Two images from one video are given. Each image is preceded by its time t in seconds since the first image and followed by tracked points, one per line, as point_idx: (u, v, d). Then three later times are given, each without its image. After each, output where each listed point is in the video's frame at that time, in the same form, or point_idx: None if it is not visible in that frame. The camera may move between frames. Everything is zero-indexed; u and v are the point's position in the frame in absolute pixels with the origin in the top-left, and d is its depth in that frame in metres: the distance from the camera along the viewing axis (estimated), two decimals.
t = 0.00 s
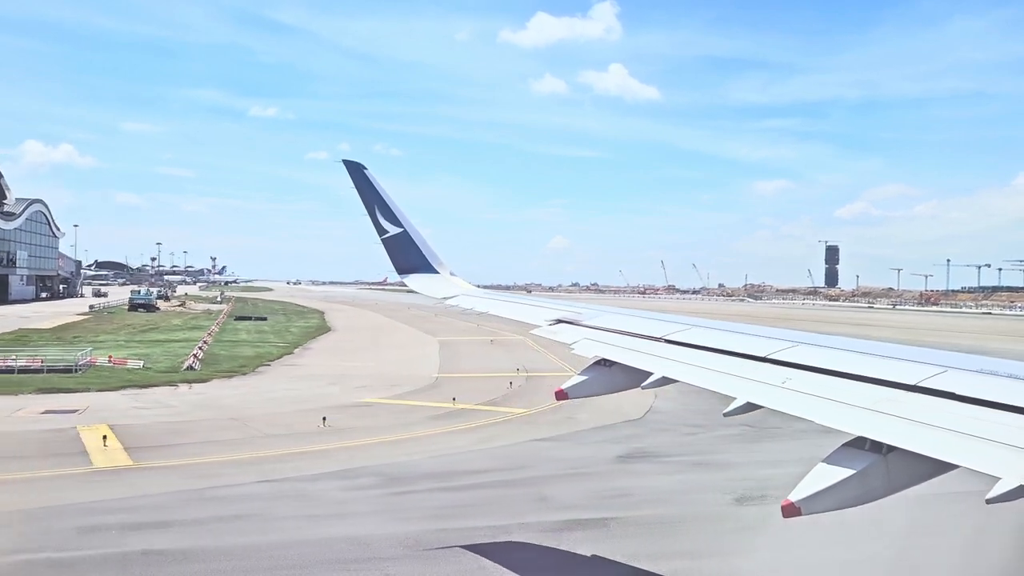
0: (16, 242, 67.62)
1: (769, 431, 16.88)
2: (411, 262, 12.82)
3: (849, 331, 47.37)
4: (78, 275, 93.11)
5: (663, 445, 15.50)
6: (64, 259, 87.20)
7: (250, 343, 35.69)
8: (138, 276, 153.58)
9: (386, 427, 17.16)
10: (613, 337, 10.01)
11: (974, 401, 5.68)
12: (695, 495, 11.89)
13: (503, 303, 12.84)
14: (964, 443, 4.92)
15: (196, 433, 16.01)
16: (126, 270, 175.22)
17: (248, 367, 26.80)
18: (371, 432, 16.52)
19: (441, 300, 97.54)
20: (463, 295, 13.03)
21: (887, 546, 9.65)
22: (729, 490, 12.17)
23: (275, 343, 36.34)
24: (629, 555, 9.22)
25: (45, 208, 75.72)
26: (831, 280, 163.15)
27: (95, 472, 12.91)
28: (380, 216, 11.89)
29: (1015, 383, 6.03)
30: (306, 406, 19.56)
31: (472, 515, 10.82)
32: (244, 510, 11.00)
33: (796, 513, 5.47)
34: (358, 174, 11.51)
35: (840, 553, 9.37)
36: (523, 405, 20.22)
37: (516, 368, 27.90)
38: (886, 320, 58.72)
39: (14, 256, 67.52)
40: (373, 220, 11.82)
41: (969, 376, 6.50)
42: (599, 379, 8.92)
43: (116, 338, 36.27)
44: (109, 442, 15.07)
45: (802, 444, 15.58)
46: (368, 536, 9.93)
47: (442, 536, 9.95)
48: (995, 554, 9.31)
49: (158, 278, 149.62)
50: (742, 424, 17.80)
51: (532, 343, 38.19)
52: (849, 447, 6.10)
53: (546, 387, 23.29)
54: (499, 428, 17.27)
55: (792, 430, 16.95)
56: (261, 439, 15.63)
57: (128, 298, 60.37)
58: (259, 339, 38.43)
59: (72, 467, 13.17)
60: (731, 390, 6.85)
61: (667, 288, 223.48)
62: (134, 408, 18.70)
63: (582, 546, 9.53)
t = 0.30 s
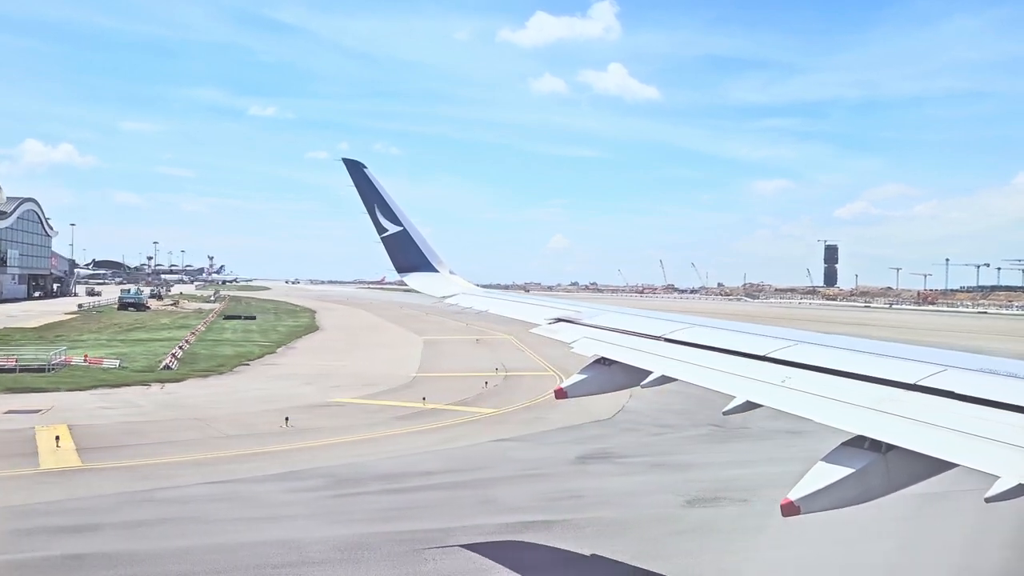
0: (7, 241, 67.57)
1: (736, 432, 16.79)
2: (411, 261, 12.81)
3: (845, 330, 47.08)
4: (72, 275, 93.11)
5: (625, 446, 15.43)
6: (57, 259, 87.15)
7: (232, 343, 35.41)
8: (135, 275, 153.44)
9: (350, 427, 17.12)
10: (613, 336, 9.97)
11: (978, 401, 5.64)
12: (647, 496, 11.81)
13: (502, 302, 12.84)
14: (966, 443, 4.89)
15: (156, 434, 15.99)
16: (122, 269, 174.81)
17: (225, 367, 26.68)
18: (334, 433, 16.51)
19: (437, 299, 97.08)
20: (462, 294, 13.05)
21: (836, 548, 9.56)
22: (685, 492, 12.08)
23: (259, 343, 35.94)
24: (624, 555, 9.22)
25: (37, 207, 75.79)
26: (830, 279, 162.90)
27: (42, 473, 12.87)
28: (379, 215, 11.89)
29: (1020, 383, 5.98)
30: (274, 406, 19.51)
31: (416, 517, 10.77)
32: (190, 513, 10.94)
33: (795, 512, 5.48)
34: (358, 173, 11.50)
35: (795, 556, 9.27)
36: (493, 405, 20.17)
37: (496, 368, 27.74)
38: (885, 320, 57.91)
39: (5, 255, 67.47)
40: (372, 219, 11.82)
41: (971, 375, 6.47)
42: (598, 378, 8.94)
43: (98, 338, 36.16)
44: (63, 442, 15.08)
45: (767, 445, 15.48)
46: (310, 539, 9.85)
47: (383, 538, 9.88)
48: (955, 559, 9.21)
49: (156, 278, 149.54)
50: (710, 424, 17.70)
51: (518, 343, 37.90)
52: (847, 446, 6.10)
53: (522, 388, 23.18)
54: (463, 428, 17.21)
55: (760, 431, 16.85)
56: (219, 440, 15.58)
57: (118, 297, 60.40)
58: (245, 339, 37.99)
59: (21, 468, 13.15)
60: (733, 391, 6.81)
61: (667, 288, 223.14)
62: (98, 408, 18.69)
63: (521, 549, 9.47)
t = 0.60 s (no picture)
0: None
1: (702, 433, 16.69)
2: (411, 261, 12.80)
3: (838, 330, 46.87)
4: (65, 275, 93.05)
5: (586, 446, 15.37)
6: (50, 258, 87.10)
7: (215, 343, 35.32)
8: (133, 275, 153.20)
9: (314, 428, 17.10)
10: (613, 335, 9.95)
11: (982, 401, 5.62)
12: (597, 498, 11.72)
13: (502, 301, 12.81)
14: (969, 443, 4.87)
15: (114, 434, 15.99)
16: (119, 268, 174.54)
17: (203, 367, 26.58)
18: (296, 433, 16.51)
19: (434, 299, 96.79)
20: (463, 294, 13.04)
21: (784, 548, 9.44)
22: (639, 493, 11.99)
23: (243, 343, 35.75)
24: (621, 554, 9.22)
25: (31, 207, 75.73)
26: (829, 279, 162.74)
27: None
28: (378, 214, 11.88)
29: None
30: (242, 406, 19.47)
31: (359, 519, 10.69)
32: (130, 516, 10.85)
33: (794, 511, 5.48)
34: (358, 173, 11.48)
35: (753, 556, 9.20)
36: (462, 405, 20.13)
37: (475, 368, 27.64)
38: (885, 320, 57.29)
39: None
40: (372, 219, 11.82)
41: (971, 374, 6.49)
42: (598, 377, 8.96)
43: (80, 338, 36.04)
44: (16, 442, 15.08)
45: (730, 446, 15.38)
46: (241, 543, 9.75)
47: (319, 542, 9.77)
48: (955, 551, 9.21)
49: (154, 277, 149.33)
50: (678, 425, 17.61)
51: (504, 343, 37.72)
52: (847, 445, 6.10)
53: (496, 388, 23.10)
54: (428, 429, 17.16)
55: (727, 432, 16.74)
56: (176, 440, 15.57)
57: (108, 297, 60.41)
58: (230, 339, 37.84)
59: None
60: (736, 391, 6.79)
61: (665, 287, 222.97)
62: (62, 408, 18.68)
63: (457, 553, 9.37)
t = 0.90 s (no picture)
0: None
1: (669, 433, 16.58)
2: (410, 260, 12.80)
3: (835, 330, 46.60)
4: (60, 275, 93.02)
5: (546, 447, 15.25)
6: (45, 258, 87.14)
7: (198, 343, 35.22)
8: (129, 275, 152.83)
9: (277, 428, 17.05)
10: (613, 335, 9.94)
11: (984, 400, 5.60)
12: (547, 499, 11.59)
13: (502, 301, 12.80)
14: (970, 443, 4.86)
15: (73, 435, 15.97)
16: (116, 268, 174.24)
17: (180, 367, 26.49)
18: (257, 433, 16.48)
19: (428, 298, 96.55)
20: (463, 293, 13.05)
21: (738, 551, 9.29)
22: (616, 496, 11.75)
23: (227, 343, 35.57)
24: (618, 552, 9.23)
25: (23, 207, 75.63)
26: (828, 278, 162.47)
27: None
28: (378, 214, 11.87)
29: None
30: (209, 406, 19.40)
31: (299, 522, 10.57)
32: (64, 519, 10.69)
33: (794, 511, 5.48)
34: (358, 173, 11.48)
35: (750, 556, 9.16)
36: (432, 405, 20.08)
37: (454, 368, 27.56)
38: (883, 319, 57.03)
39: None
40: (372, 219, 11.83)
41: (971, 373, 6.50)
42: (597, 376, 8.98)
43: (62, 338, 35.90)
44: None
45: (694, 447, 15.27)
46: (169, 547, 9.60)
47: (252, 546, 9.63)
48: (954, 550, 9.20)
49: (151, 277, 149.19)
50: (645, 425, 17.50)
51: (489, 342, 37.53)
52: (847, 445, 6.11)
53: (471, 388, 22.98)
54: (393, 429, 17.10)
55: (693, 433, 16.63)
56: (134, 441, 15.53)
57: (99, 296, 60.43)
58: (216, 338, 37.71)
59: None
60: (738, 390, 6.79)
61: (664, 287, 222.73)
62: (27, 408, 18.67)
63: (385, 558, 9.21)
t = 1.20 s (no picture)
0: None
1: (633, 434, 16.47)
2: (410, 260, 12.80)
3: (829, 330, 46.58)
4: (55, 275, 93.18)
5: (503, 449, 15.15)
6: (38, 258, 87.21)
7: (180, 343, 35.21)
8: (126, 275, 152.76)
9: (239, 429, 17.05)
10: (613, 335, 9.94)
11: (984, 400, 5.60)
12: (493, 503, 11.47)
13: (501, 301, 12.80)
14: (970, 442, 4.87)
15: (34, 436, 15.96)
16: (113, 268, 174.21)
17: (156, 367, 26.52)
18: (219, 434, 16.48)
19: (425, 298, 96.39)
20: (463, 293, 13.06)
21: (706, 555, 9.21)
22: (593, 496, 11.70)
23: (209, 343, 35.51)
24: (616, 552, 9.23)
25: (17, 208, 75.68)
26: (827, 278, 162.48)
27: None
28: (378, 213, 11.87)
29: None
30: (175, 407, 19.38)
31: (237, 525, 10.45)
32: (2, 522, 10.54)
33: (794, 510, 5.48)
34: (357, 172, 11.48)
35: (748, 556, 9.14)
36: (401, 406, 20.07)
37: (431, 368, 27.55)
38: (877, 320, 57.02)
39: None
40: (372, 218, 11.83)
41: (971, 373, 6.48)
42: (597, 376, 8.98)
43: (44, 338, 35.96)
44: None
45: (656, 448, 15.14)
46: (104, 551, 9.48)
47: (179, 551, 9.48)
48: (945, 552, 9.18)
49: (149, 277, 149.15)
50: (611, 426, 17.38)
51: (474, 343, 37.38)
52: (845, 444, 6.12)
53: (445, 389, 22.90)
54: (357, 430, 17.10)
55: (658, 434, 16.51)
56: (94, 442, 15.53)
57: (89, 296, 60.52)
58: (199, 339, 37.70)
59: None
60: (738, 390, 6.80)
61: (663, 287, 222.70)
62: None
63: (310, 564, 9.05)
